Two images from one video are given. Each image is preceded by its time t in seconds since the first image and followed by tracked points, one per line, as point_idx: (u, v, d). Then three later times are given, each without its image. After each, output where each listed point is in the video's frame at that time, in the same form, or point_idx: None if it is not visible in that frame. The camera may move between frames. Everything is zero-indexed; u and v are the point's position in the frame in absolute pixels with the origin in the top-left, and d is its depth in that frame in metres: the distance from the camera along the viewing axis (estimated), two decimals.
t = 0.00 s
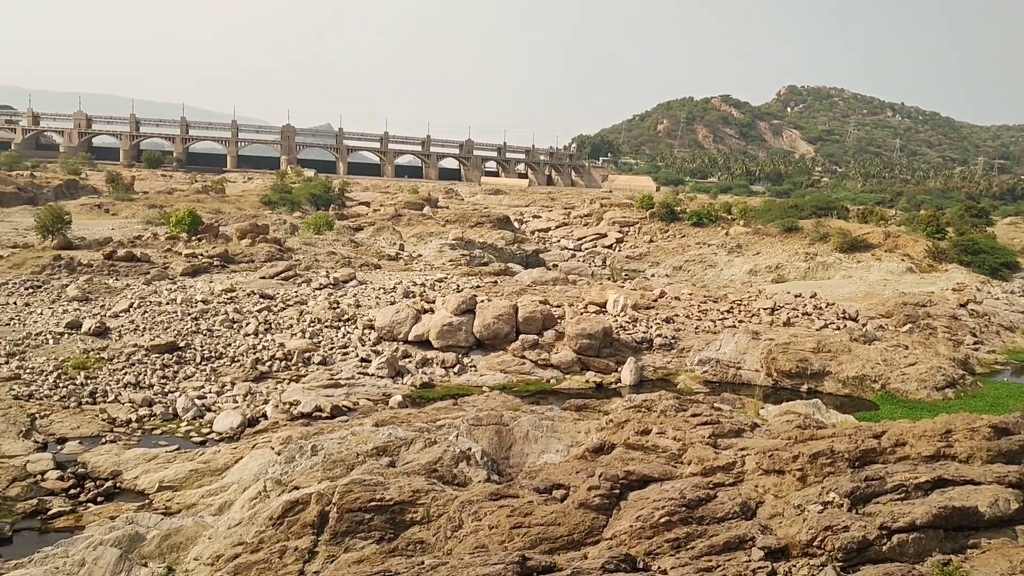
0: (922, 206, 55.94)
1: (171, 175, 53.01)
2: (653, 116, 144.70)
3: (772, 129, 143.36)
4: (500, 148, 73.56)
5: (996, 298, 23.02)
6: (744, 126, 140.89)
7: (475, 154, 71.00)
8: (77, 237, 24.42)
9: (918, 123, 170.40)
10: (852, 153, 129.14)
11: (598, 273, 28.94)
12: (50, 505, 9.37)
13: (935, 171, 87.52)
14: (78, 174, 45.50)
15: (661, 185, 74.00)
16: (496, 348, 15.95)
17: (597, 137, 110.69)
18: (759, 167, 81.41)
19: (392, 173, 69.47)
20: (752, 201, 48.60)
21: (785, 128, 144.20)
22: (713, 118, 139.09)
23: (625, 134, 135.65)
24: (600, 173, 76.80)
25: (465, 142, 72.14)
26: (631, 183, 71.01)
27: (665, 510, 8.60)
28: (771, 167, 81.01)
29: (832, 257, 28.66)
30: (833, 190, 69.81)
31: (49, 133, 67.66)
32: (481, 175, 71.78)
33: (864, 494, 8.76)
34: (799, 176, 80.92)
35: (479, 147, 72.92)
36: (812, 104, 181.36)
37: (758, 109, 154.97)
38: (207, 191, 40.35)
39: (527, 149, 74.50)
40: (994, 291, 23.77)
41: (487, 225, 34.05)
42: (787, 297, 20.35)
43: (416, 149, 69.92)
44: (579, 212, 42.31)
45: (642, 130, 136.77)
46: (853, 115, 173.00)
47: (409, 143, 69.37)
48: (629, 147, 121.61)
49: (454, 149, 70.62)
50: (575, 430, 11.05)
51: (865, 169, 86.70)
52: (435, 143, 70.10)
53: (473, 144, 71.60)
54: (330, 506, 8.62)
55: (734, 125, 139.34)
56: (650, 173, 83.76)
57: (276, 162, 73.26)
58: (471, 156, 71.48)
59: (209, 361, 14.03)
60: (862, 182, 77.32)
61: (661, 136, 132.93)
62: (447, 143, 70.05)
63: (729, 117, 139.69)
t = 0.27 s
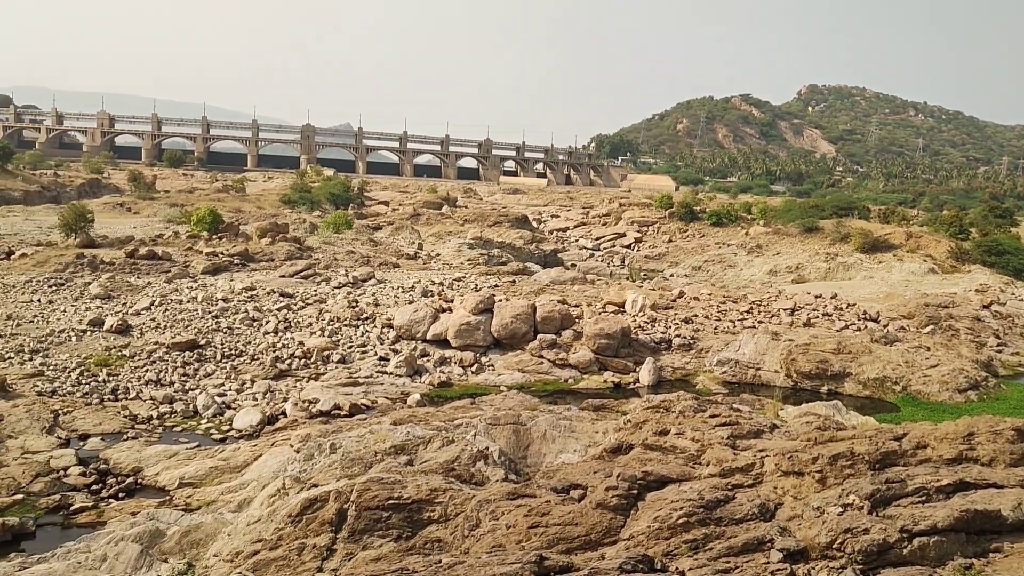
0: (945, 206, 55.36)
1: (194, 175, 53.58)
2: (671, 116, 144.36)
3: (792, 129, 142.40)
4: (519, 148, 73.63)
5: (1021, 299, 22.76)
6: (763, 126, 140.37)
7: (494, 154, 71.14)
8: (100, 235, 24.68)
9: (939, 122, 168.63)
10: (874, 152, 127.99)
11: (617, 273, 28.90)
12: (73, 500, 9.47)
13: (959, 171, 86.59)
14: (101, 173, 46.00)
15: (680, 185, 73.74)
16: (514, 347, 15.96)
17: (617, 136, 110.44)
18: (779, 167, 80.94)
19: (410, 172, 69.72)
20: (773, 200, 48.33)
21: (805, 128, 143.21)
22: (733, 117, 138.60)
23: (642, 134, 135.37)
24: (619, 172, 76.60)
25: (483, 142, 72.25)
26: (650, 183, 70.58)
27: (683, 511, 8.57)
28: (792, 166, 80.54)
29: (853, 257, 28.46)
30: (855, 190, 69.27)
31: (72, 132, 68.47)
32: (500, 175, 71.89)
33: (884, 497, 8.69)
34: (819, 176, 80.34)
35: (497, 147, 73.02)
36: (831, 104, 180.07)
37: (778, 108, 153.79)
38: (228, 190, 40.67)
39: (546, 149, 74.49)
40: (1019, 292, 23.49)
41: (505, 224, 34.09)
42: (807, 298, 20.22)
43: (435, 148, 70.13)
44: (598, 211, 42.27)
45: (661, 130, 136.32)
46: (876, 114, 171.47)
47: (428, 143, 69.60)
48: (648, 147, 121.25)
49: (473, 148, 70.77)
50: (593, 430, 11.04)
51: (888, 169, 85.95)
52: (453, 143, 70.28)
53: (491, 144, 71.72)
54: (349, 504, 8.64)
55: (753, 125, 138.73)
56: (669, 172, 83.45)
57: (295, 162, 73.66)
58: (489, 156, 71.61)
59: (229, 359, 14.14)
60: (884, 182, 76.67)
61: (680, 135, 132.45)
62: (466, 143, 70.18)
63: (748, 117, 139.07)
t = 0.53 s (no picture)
0: (967, 204, 54.81)
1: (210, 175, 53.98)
2: (687, 115, 143.92)
3: (810, 127, 141.49)
4: (535, 147, 73.63)
5: None
6: (782, 125, 139.81)
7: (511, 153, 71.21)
8: (120, 235, 24.90)
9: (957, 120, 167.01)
10: (892, 151, 126.94)
11: (633, 272, 28.84)
12: (94, 497, 9.56)
13: (980, 169, 85.67)
14: (121, 173, 46.40)
15: (697, 184, 73.46)
16: (530, 346, 15.97)
17: (633, 135, 110.13)
18: (797, 165, 80.47)
19: (427, 172, 69.90)
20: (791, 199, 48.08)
21: (823, 126, 142.18)
22: (751, 116, 137.97)
23: (657, 133, 135.05)
24: (636, 171, 76.33)
25: (500, 141, 72.34)
26: (667, 183, 69.93)
27: (700, 511, 8.54)
28: (810, 165, 80.05)
29: (873, 256, 28.27)
30: (874, 189, 68.75)
31: (91, 133, 69.11)
32: (517, 174, 71.94)
33: (904, 497, 8.63)
34: (838, 174, 79.78)
35: (514, 146, 73.06)
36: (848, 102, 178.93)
37: (794, 106, 152.83)
38: (246, 190, 40.92)
39: (562, 148, 74.43)
40: None
41: (522, 224, 34.11)
42: (825, 297, 20.10)
43: (451, 148, 70.26)
44: (614, 210, 42.21)
45: (678, 130, 135.89)
46: (895, 112, 170.00)
47: (444, 143, 69.76)
48: (666, 146, 120.83)
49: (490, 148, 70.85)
50: (610, 429, 11.03)
51: (907, 167, 85.28)
52: (470, 143, 70.40)
53: (508, 143, 71.83)
54: (366, 503, 8.66)
55: (771, 123, 138.11)
56: (686, 171, 83.16)
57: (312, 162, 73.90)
58: (506, 155, 71.70)
59: (247, 358, 14.23)
60: (904, 180, 76.00)
61: (696, 133, 131.90)
62: (482, 143, 70.31)
63: (765, 116, 138.42)
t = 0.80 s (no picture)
0: (990, 204, 54.27)
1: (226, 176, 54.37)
2: (704, 115, 143.57)
3: (828, 127, 140.65)
4: (552, 147, 73.60)
5: None
6: (801, 125, 139.11)
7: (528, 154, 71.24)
8: (139, 236, 25.11)
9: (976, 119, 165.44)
10: (912, 150, 125.87)
11: (650, 272, 28.79)
12: (114, 496, 9.64)
13: (1001, 168, 84.83)
14: (139, 174, 46.82)
15: (715, 184, 73.20)
16: (547, 347, 15.97)
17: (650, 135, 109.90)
18: (815, 165, 80.00)
19: (444, 173, 70.04)
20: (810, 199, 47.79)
21: (843, 126, 141.36)
22: (770, 115, 137.15)
23: (674, 133, 134.83)
24: (653, 171, 76.13)
25: (516, 142, 72.38)
26: (684, 183, 69.93)
27: (718, 512, 8.50)
28: (829, 165, 79.56)
29: (892, 257, 28.10)
30: (894, 189, 68.21)
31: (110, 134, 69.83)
32: (533, 174, 71.95)
33: (924, 500, 8.57)
34: (856, 174, 79.23)
35: (530, 147, 73.10)
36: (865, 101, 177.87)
37: (813, 106, 151.52)
38: (264, 191, 41.16)
39: (579, 149, 74.38)
40: None
41: (538, 224, 34.14)
42: (844, 298, 19.97)
43: (468, 148, 70.35)
44: (631, 211, 42.13)
45: (695, 129, 135.34)
46: (915, 111, 168.66)
47: (461, 143, 69.89)
48: (684, 146, 120.63)
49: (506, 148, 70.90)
50: (626, 430, 11.01)
51: (926, 166, 84.57)
52: (486, 143, 70.49)
53: (525, 143, 71.86)
54: (383, 503, 8.68)
55: (789, 123, 137.52)
56: (703, 171, 82.81)
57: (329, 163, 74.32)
58: (522, 156, 71.74)
59: (265, 358, 14.32)
60: (924, 180, 75.36)
61: (712, 133, 131.53)
62: (499, 143, 70.37)
63: (783, 116, 137.89)
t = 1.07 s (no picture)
0: (1013, 204, 53.66)
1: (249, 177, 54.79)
2: (722, 115, 142.99)
3: (848, 127, 139.70)
4: (569, 147, 73.50)
5: None
6: (820, 124, 138.19)
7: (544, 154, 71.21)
8: (159, 235, 25.29)
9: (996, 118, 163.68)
10: (934, 150, 124.67)
11: (668, 273, 28.71)
12: (133, 494, 9.73)
13: None
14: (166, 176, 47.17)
15: (734, 184, 72.86)
16: (563, 347, 15.96)
17: (668, 134, 109.49)
18: (834, 165, 79.44)
19: (461, 173, 70.14)
20: (829, 199, 47.50)
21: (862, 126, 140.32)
22: (790, 115, 136.19)
23: (690, 133, 134.48)
24: (670, 171, 75.83)
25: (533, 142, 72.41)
26: (702, 183, 69.69)
27: (735, 514, 8.46)
28: (848, 164, 78.97)
29: (912, 257, 27.88)
30: (915, 189, 67.61)
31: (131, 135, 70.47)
32: (550, 175, 71.91)
33: (944, 503, 8.51)
34: (875, 174, 78.57)
35: (547, 147, 73.09)
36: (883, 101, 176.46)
37: (830, 105, 150.51)
38: (282, 191, 41.40)
39: (595, 149, 74.24)
40: None
41: (555, 224, 34.13)
42: (863, 298, 19.81)
43: (485, 148, 70.40)
44: (648, 211, 42.00)
45: (713, 129, 134.70)
46: (936, 111, 167.09)
47: (478, 143, 69.96)
48: (703, 145, 120.27)
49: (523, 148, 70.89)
50: (643, 431, 10.99)
51: (946, 166, 83.80)
52: (503, 143, 70.53)
53: (541, 143, 71.84)
54: (400, 502, 8.69)
55: (809, 123, 136.73)
56: (720, 172, 82.40)
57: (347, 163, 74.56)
58: (539, 156, 71.72)
59: (283, 357, 14.40)
60: (945, 180, 74.63)
61: (733, 132, 131.27)
62: (516, 143, 70.39)
63: (803, 116, 137.15)
